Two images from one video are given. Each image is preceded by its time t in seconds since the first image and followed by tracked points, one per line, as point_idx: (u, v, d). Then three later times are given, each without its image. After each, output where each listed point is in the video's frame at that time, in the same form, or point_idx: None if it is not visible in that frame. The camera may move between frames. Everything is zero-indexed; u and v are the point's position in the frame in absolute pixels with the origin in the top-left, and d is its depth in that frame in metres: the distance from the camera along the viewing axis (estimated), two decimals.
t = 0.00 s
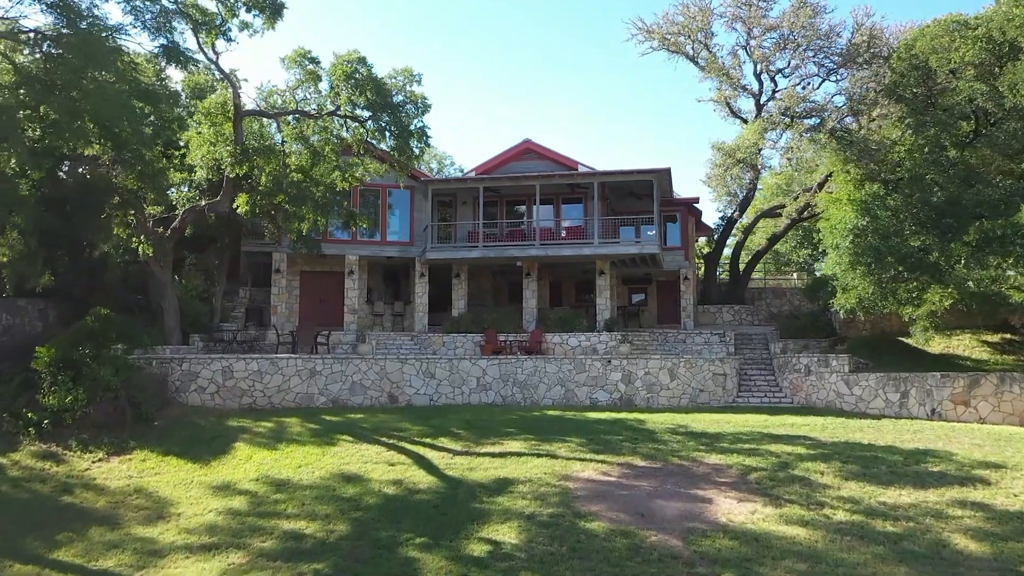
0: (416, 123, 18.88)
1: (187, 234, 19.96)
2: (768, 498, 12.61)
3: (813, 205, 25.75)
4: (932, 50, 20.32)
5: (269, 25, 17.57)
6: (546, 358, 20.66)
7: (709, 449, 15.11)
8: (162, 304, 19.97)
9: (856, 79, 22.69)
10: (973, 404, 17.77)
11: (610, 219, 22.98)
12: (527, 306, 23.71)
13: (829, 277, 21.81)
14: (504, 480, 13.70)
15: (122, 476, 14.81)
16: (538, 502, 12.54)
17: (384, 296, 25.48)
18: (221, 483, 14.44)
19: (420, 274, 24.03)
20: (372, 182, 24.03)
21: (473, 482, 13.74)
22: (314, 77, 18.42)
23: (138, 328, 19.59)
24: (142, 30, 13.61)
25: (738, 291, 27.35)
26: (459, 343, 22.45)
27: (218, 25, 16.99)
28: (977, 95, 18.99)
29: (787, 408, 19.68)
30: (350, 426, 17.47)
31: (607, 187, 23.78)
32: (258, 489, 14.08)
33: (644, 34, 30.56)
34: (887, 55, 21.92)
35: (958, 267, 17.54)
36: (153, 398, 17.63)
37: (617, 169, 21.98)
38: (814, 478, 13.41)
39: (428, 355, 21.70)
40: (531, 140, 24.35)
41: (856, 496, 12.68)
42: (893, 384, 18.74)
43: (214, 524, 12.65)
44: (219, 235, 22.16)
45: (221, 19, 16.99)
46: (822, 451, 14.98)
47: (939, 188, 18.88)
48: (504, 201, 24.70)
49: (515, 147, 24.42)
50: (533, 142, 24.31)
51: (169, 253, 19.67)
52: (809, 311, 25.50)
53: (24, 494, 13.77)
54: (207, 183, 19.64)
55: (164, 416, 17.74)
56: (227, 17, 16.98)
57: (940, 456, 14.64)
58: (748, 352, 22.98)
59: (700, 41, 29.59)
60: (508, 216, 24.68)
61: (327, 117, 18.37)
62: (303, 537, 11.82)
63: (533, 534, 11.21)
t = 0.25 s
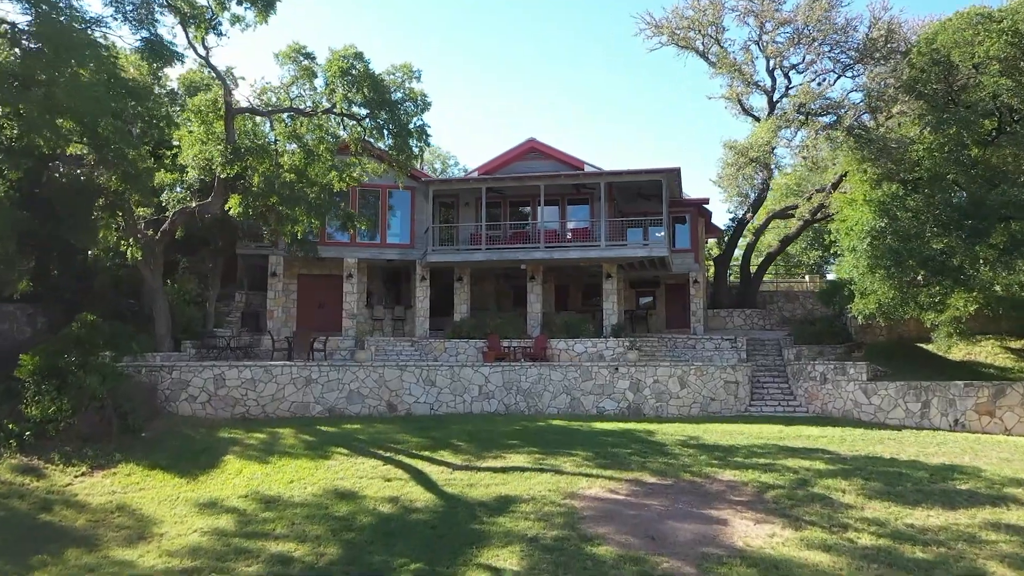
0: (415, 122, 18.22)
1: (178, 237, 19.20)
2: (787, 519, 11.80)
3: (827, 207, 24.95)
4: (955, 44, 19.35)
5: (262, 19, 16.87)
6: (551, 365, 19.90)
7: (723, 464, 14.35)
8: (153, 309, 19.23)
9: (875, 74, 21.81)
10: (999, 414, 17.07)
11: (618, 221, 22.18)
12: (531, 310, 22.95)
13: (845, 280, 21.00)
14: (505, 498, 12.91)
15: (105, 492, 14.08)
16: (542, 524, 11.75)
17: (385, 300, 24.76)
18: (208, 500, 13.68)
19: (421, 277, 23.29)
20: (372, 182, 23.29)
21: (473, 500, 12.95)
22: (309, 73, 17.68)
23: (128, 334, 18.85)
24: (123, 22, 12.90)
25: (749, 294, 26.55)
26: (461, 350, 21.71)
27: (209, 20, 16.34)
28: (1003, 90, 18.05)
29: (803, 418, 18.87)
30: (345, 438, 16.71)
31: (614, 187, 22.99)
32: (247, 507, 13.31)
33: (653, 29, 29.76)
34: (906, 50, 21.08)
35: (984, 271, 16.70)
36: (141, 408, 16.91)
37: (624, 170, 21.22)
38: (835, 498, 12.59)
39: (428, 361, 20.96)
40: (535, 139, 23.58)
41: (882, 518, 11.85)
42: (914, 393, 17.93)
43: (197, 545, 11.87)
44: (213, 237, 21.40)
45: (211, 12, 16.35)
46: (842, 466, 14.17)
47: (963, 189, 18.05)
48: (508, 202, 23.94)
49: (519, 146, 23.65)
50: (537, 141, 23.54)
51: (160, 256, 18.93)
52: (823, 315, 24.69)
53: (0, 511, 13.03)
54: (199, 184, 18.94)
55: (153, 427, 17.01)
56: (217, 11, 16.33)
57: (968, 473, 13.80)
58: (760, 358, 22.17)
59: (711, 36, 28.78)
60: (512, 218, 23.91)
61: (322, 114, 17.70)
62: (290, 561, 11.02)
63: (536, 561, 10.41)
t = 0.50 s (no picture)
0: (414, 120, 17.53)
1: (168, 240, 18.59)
2: (806, 541, 11.04)
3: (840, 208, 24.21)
4: (975, 38, 18.48)
5: (254, 14, 16.30)
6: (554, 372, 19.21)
7: (736, 480, 13.64)
8: (143, 314, 18.62)
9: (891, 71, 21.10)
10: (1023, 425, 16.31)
11: (624, 223, 21.46)
12: (535, 315, 22.25)
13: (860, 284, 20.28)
14: (507, 517, 12.19)
15: (87, 508, 13.39)
16: (545, 546, 11.01)
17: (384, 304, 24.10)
18: (194, 518, 12.98)
19: (421, 281, 22.59)
20: (370, 183, 22.64)
21: (472, 519, 12.22)
22: (303, 69, 17.03)
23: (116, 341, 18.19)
24: (104, 15, 12.30)
25: (758, 298, 25.82)
26: (462, 356, 21.04)
27: (198, 14, 15.94)
28: None
29: (816, 428, 18.14)
30: (340, 449, 16.02)
31: (620, 188, 22.28)
32: (234, 525, 12.59)
33: (661, 25, 29.06)
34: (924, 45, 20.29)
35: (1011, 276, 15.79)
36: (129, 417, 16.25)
37: (631, 170, 20.50)
38: (855, 518, 11.85)
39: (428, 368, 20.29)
40: (539, 138, 22.91)
41: (906, 540, 11.09)
42: (933, 403, 17.19)
43: (179, 567, 11.11)
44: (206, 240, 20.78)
45: (201, 7, 15.96)
46: (861, 482, 13.45)
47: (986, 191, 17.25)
48: (511, 203, 23.25)
49: (522, 146, 22.99)
50: (540, 140, 22.86)
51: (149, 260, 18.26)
52: (836, 320, 23.95)
53: None
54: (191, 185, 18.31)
55: (140, 438, 16.32)
56: (207, 5, 15.97)
57: (995, 490, 13.05)
58: (771, 365, 21.45)
59: (720, 31, 28.08)
60: (515, 219, 23.22)
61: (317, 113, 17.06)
62: None
63: None
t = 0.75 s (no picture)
0: (410, 119, 16.86)
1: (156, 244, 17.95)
2: (826, 568, 10.25)
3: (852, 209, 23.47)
4: (997, 32, 17.41)
5: (243, 9, 15.64)
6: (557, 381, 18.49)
7: (749, 498, 12.91)
8: (129, 320, 17.96)
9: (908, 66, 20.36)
10: None
11: (629, 225, 20.73)
12: (537, 320, 21.52)
13: (874, 289, 19.53)
14: (506, 539, 11.42)
15: (63, 526, 12.59)
16: (546, 573, 10.24)
17: (382, 309, 23.43)
18: (176, 539, 12.22)
19: (419, 285, 21.88)
20: (367, 183, 21.95)
21: (469, 542, 11.44)
22: (295, 66, 16.37)
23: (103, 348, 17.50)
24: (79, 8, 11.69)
25: (767, 302, 25.10)
26: (462, 363, 20.33)
27: (184, 8, 15.28)
28: None
29: (830, 439, 17.40)
30: (332, 463, 15.31)
31: (625, 189, 21.56)
32: (217, 547, 11.83)
33: (667, 21, 28.33)
34: (942, 41, 19.48)
35: None
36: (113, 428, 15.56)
37: (637, 169, 19.74)
38: (877, 541, 11.07)
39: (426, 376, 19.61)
40: (541, 137, 22.19)
41: (933, 566, 10.29)
42: (953, 414, 16.43)
43: None
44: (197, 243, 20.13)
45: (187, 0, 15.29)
46: (881, 501, 12.70)
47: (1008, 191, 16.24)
48: (512, 204, 22.52)
49: (524, 145, 22.27)
50: (543, 139, 22.15)
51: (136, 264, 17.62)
52: (847, 325, 23.20)
53: None
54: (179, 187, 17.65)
55: (125, 451, 15.62)
56: None
57: None
58: (781, 373, 20.70)
59: (729, 27, 27.37)
60: (516, 221, 22.50)
61: (308, 111, 16.36)
62: None
63: None
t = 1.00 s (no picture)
0: (406, 119, 16.29)
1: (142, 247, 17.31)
2: None
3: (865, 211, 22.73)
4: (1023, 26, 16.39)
5: (231, 3, 14.96)
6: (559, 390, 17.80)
7: (762, 518, 12.18)
8: (116, 327, 17.31)
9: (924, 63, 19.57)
10: None
11: (634, 228, 20.01)
12: (539, 326, 20.82)
13: (889, 294, 18.80)
14: (504, 564, 10.68)
15: (37, 548, 11.75)
16: None
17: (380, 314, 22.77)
18: (154, 561, 11.38)
19: (418, 290, 21.19)
20: (363, 185, 21.27)
21: (464, 566, 10.68)
22: (286, 63, 15.68)
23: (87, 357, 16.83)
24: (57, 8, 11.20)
25: (776, 306, 24.39)
26: (461, 371, 19.64)
27: (170, 2, 14.63)
28: None
29: (844, 451, 16.68)
30: (324, 478, 14.61)
31: (630, 191, 20.84)
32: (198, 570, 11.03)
33: (674, 16, 27.62)
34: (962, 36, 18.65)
35: None
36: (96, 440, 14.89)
37: (642, 170, 19.02)
38: (900, 567, 10.32)
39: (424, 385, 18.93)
40: (544, 137, 21.48)
41: None
42: (973, 426, 15.69)
43: None
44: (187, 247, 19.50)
45: None
46: (902, 522, 11.96)
47: None
48: (514, 206, 21.82)
49: (525, 145, 21.58)
50: (545, 139, 21.44)
51: (122, 269, 16.96)
52: (860, 331, 22.47)
53: None
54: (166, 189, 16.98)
55: (108, 465, 14.92)
56: None
57: None
58: (792, 381, 19.97)
59: (738, 22, 26.65)
60: (518, 224, 21.81)
61: (299, 110, 15.73)
62: None
63: None
